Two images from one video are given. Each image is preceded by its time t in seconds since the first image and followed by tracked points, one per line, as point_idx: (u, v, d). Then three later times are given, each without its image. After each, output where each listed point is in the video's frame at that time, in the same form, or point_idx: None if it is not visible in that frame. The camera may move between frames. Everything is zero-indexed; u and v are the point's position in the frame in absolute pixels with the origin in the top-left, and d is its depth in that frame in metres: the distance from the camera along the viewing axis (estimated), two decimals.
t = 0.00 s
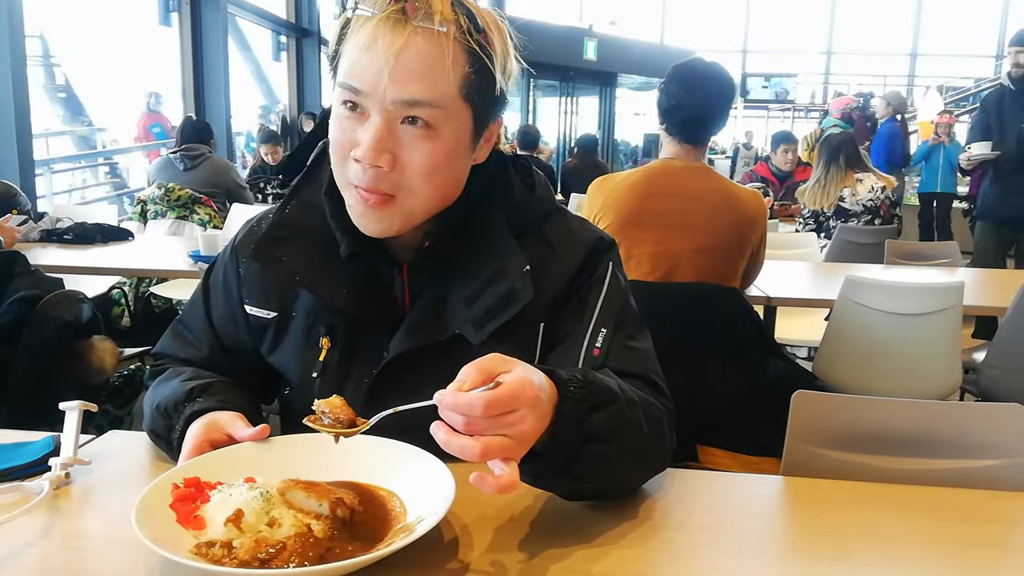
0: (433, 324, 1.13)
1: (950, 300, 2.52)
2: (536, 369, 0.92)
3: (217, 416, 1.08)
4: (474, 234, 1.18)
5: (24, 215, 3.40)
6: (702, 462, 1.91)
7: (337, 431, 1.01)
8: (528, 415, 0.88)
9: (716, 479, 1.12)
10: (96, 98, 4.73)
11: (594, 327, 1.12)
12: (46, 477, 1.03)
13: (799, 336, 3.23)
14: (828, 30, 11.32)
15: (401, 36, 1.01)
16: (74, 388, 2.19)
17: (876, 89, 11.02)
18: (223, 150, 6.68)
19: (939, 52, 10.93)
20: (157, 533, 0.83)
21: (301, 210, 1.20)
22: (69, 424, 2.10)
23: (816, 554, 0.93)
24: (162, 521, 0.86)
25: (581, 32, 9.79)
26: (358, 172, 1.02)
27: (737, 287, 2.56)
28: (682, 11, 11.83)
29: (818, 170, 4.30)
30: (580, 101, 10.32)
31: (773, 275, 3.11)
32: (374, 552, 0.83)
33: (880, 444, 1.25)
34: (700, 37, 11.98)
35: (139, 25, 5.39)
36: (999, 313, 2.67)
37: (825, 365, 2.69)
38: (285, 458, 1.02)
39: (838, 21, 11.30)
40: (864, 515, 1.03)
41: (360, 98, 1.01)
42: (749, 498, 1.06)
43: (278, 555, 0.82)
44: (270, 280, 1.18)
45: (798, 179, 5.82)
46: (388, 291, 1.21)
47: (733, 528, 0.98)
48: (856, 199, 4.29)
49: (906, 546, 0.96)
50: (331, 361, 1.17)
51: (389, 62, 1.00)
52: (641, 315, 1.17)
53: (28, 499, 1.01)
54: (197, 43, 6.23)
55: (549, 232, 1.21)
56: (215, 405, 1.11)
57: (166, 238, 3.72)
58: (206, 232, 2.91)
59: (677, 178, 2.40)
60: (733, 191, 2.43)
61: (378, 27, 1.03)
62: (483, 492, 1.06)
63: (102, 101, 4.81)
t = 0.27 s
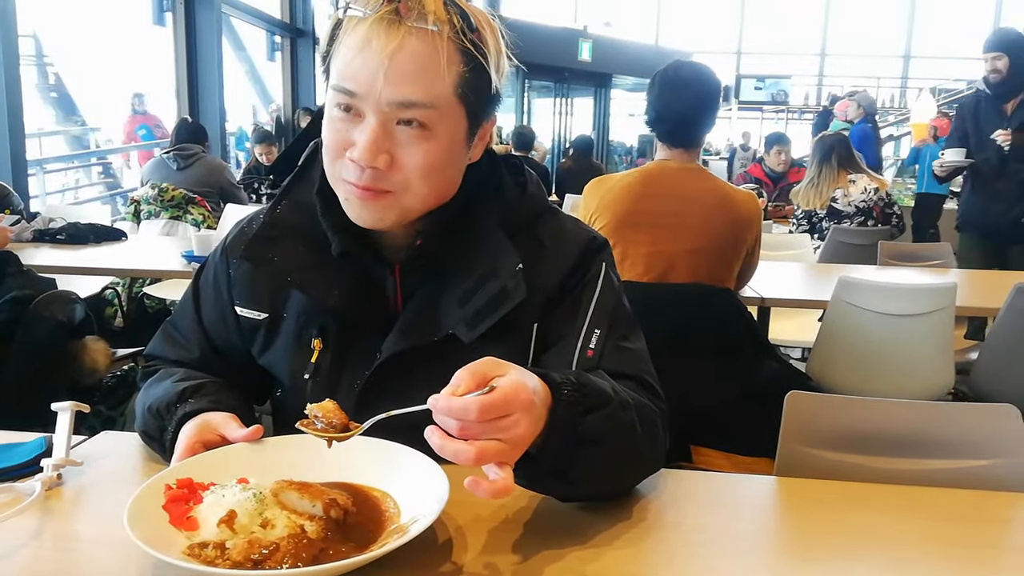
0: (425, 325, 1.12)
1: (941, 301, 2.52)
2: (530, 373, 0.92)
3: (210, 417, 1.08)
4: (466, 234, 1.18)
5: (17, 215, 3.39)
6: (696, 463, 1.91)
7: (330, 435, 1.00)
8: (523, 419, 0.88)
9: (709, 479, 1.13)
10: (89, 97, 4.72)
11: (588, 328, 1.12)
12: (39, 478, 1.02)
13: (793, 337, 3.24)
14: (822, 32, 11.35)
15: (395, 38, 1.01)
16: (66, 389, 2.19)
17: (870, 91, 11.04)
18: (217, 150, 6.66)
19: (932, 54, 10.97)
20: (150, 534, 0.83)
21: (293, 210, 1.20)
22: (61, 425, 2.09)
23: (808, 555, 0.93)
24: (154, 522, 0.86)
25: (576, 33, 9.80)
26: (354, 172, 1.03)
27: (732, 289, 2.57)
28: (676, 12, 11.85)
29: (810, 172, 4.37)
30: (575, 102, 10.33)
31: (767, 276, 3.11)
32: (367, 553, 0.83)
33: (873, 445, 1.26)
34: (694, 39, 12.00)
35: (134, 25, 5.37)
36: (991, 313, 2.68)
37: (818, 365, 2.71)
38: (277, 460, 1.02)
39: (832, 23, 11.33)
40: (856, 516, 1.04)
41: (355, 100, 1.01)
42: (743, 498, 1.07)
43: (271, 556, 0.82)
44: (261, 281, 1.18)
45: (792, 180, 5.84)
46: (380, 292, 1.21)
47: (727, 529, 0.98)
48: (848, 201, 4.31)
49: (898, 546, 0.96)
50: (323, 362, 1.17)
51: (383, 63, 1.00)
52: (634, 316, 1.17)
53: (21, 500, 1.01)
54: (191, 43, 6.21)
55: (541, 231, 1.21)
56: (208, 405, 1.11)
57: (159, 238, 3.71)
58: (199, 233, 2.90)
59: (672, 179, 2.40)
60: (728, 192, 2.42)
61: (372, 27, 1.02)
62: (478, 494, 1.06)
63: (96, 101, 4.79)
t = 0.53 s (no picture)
0: (425, 332, 1.13)
1: (940, 304, 2.52)
2: (532, 372, 0.92)
3: (210, 420, 1.08)
4: (465, 240, 1.18)
5: (17, 217, 3.40)
6: (695, 466, 1.91)
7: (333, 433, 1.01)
8: (526, 418, 0.88)
9: (708, 482, 1.13)
10: (90, 100, 4.73)
11: (588, 330, 1.12)
12: (38, 480, 1.02)
13: (793, 340, 3.24)
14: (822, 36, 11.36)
15: (391, 56, 1.00)
16: (66, 391, 2.19)
17: (870, 94, 11.04)
18: (218, 154, 6.67)
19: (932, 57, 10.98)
20: (150, 537, 0.83)
21: (291, 216, 1.21)
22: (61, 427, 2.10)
23: (808, 557, 0.93)
24: (154, 524, 0.86)
25: (576, 37, 9.83)
26: (363, 191, 1.03)
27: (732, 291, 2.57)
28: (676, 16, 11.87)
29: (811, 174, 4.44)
30: (575, 106, 10.35)
31: (766, 280, 3.12)
32: (366, 556, 0.83)
33: (872, 447, 1.26)
34: (694, 42, 12.02)
35: (134, 28, 5.38)
36: (991, 316, 2.68)
37: (817, 370, 2.70)
38: (277, 462, 1.02)
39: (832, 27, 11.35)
40: (855, 519, 1.04)
41: (356, 121, 1.01)
42: (742, 501, 1.07)
43: (270, 559, 0.82)
44: (260, 287, 1.18)
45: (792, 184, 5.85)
46: (381, 298, 1.21)
47: (727, 532, 0.98)
48: (849, 203, 4.29)
49: (898, 549, 0.96)
50: (322, 368, 1.17)
51: (382, 84, 0.99)
52: (633, 319, 1.18)
53: (20, 502, 1.01)
54: (192, 46, 6.23)
55: (541, 235, 1.22)
56: (208, 408, 1.11)
57: (160, 241, 3.72)
58: (199, 235, 2.91)
59: (670, 182, 2.40)
60: (728, 195, 2.42)
61: (366, 46, 1.02)
62: (478, 496, 1.06)
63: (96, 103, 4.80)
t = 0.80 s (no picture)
0: (423, 333, 1.13)
1: (939, 304, 2.52)
2: (533, 370, 0.92)
3: (209, 418, 1.08)
4: (462, 241, 1.18)
5: (16, 216, 3.39)
6: (694, 465, 1.91)
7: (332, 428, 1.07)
8: (526, 416, 0.88)
9: (708, 481, 1.13)
10: (88, 99, 4.72)
11: (586, 330, 1.12)
12: (37, 479, 1.02)
13: (792, 340, 3.24)
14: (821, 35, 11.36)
15: (389, 53, 1.01)
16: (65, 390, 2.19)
17: (868, 94, 11.04)
18: (217, 152, 6.67)
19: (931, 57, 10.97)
20: (148, 536, 0.83)
21: (287, 217, 1.20)
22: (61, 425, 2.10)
23: (807, 557, 0.93)
24: (153, 524, 0.86)
25: (575, 36, 9.83)
26: (360, 189, 1.03)
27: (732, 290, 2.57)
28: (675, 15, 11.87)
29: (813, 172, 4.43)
30: (574, 105, 10.35)
31: (766, 279, 3.12)
32: (366, 554, 0.83)
33: (872, 447, 1.26)
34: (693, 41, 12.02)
35: (133, 26, 5.37)
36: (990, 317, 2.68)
37: (816, 370, 2.70)
38: (276, 460, 1.02)
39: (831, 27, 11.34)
40: (855, 518, 1.04)
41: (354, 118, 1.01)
42: (741, 500, 1.07)
43: (269, 557, 0.82)
44: (256, 289, 1.18)
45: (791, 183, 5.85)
46: (378, 299, 1.21)
47: (726, 530, 0.99)
48: (848, 203, 4.29)
49: (896, 548, 0.96)
50: (319, 369, 1.17)
51: (381, 81, 1.00)
52: (632, 318, 1.18)
53: (20, 501, 1.01)
54: (190, 45, 6.22)
55: (538, 235, 1.22)
56: (206, 407, 1.11)
57: (159, 239, 3.71)
58: (198, 234, 2.90)
59: (669, 182, 2.40)
60: (727, 194, 2.43)
61: (364, 44, 1.02)
62: (478, 494, 1.06)
63: (94, 102, 4.79)
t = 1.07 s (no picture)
0: (423, 333, 1.13)
1: (941, 303, 2.52)
2: (534, 367, 0.92)
3: (210, 417, 1.08)
4: (462, 240, 1.18)
5: (18, 214, 3.39)
6: (695, 464, 1.90)
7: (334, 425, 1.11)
8: (527, 412, 0.88)
9: (708, 480, 1.13)
10: (90, 97, 4.72)
11: (587, 329, 1.12)
12: (38, 477, 1.02)
13: (793, 339, 3.24)
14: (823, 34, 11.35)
15: (396, 38, 1.01)
16: (67, 389, 2.19)
17: (870, 94, 11.04)
18: (218, 151, 6.67)
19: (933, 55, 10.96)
20: (149, 534, 0.83)
21: (287, 216, 1.20)
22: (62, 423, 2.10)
23: (808, 555, 0.93)
24: (154, 522, 0.86)
25: (576, 34, 9.83)
26: (365, 173, 1.02)
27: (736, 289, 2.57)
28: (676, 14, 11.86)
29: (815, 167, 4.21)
30: (575, 104, 10.35)
31: (767, 278, 3.12)
32: (366, 552, 0.83)
33: (872, 446, 1.26)
34: (695, 40, 12.01)
35: (135, 25, 5.38)
36: (990, 316, 2.68)
37: (818, 371, 2.70)
38: (277, 458, 1.02)
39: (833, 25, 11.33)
40: (855, 517, 1.04)
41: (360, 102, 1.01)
42: (742, 499, 1.07)
43: (270, 555, 0.82)
44: (256, 288, 1.18)
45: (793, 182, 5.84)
46: (378, 297, 1.21)
47: (727, 529, 0.98)
48: (849, 201, 4.37)
49: (898, 547, 0.96)
50: (319, 369, 1.17)
51: (387, 64, 1.00)
52: (632, 316, 1.17)
53: (20, 498, 1.01)
54: (192, 43, 6.22)
55: (538, 234, 1.22)
56: (207, 405, 1.11)
57: (160, 238, 3.71)
58: (199, 232, 2.91)
59: (677, 181, 2.39)
60: (735, 193, 2.42)
61: (371, 29, 1.02)
62: (477, 493, 1.06)
63: (95, 100, 4.79)
